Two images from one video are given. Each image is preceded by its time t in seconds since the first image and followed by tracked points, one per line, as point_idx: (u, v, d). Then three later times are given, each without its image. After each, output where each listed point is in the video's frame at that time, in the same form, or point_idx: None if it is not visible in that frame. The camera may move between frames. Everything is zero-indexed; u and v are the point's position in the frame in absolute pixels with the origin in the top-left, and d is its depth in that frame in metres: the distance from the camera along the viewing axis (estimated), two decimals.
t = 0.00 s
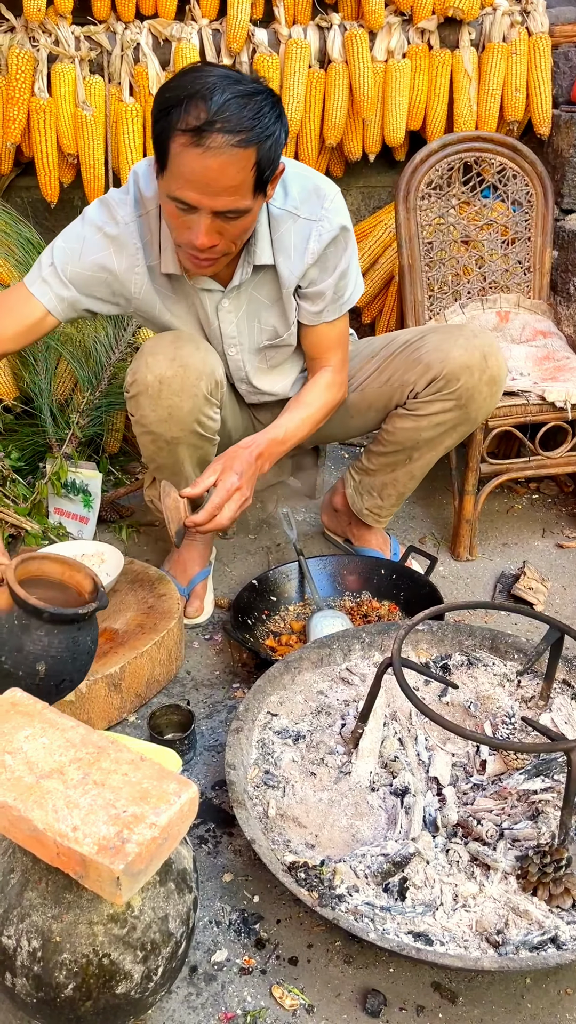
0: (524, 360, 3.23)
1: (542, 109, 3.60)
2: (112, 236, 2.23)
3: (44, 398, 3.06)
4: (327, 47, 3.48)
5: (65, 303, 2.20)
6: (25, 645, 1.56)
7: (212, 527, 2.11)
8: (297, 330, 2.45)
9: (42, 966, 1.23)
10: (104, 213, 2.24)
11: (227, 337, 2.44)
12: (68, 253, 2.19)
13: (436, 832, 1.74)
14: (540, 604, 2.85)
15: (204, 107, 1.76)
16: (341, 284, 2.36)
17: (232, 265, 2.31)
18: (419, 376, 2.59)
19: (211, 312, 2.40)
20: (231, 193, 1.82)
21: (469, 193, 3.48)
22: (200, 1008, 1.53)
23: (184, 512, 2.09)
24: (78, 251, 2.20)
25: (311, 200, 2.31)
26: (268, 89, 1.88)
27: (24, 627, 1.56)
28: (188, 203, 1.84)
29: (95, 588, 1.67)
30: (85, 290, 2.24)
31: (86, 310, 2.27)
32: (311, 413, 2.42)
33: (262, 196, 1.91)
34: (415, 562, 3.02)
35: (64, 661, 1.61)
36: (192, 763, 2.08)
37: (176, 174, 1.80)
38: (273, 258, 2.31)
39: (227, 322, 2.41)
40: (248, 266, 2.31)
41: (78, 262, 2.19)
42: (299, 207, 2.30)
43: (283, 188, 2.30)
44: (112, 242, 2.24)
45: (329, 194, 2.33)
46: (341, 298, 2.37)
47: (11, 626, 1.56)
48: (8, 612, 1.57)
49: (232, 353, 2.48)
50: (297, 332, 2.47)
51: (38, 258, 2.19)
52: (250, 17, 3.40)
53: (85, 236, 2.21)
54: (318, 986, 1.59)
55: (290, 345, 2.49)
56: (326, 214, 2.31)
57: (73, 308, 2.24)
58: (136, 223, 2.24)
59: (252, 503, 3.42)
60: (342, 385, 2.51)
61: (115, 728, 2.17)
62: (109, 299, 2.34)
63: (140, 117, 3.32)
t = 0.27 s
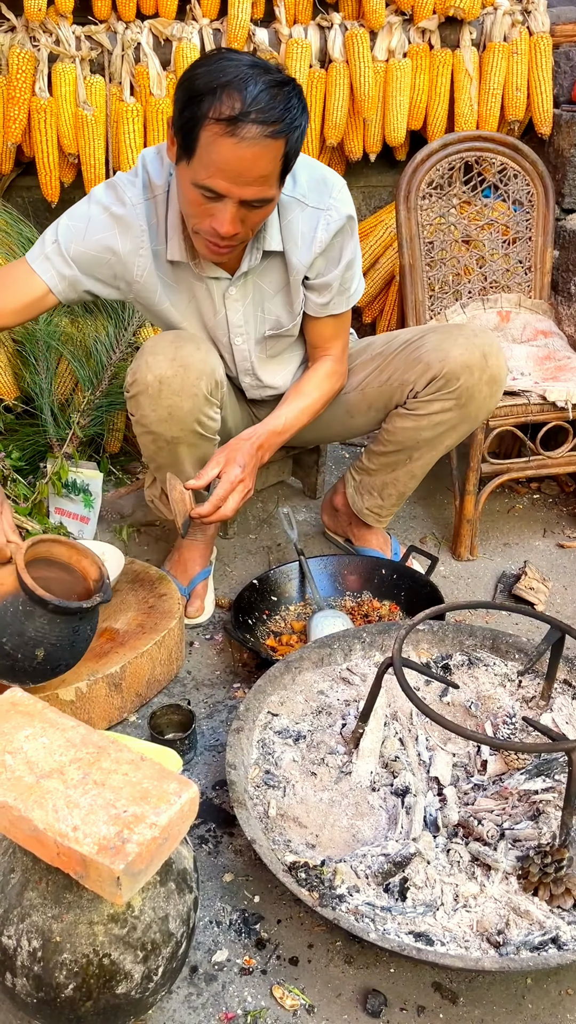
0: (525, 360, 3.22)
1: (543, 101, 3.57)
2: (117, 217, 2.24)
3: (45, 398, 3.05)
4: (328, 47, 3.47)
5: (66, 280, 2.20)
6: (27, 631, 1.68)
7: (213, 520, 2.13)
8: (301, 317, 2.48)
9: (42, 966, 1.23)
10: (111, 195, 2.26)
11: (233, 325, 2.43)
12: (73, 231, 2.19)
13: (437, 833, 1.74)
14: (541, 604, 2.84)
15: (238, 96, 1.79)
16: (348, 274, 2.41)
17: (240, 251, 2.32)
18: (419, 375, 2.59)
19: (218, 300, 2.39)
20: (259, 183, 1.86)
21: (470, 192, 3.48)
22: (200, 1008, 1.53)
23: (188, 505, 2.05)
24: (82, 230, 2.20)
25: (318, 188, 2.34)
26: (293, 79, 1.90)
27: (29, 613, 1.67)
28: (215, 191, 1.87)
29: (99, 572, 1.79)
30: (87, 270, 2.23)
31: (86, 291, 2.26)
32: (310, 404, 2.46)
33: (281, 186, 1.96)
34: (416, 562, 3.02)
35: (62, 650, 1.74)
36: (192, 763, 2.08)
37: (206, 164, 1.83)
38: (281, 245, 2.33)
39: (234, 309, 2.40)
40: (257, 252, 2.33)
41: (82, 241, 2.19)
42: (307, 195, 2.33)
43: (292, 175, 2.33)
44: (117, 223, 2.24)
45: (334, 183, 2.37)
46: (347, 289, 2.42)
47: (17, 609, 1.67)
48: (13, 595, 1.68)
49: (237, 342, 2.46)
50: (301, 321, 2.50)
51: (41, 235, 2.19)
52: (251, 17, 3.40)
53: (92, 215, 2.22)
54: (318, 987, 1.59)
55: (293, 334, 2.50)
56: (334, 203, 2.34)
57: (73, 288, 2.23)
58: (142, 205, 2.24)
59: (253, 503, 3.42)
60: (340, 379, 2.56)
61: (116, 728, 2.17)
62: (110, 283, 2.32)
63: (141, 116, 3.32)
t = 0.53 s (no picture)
0: (525, 360, 3.22)
1: (543, 102, 3.57)
2: (125, 209, 2.23)
3: (45, 398, 3.05)
4: (328, 46, 3.47)
5: (72, 272, 2.20)
6: (45, 629, 1.72)
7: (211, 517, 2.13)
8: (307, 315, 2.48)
9: (41, 966, 1.23)
10: (121, 187, 2.26)
11: (238, 323, 2.42)
12: (81, 221, 2.19)
13: (436, 833, 1.74)
14: (541, 604, 2.84)
15: (261, 97, 1.80)
16: (354, 274, 2.41)
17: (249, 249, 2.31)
18: (419, 375, 2.59)
19: (224, 297, 2.38)
20: (276, 185, 1.87)
21: (470, 192, 3.48)
22: (200, 1008, 1.53)
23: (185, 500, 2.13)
24: (91, 221, 2.20)
25: (327, 187, 2.36)
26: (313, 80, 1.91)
27: (47, 611, 1.71)
28: (232, 189, 1.87)
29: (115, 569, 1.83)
30: (93, 262, 2.23)
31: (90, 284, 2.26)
32: (311, 402, 2.47)
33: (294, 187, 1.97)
34: (416, 562, 3.01)
35: (77, 647, 1.79)
36: (192, 763, 2.08)
37: (226, 163, 1.83)
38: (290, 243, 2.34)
39: (240, 306, 2.40)
40: (266, 249, 2.33)
41: (90, 231, 2.19)
42: (317, 194, 2.34)
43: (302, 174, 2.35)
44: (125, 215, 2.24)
45: (343, 183, 2.39)
46: (353, 289, 2.43)
47: (36, 606, 1.71)
48: (34, 593, 1.71)
49: (243, 339, 2.45)
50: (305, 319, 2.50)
51: (49, 224, 2.18)
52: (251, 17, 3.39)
53: (100, 206, 2.22)
54: (318, 987, 1.59)
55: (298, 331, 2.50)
56: (342, 203, 2.36)
57: (78, 279, 2.23)
58: (150, 199, 2.24)
59: (253, 503, 3.42)
60: (339, 380, 2.56)
61: (116, 728, 2.17)
62: (115, 276, 2.32)
63: (141, 116, 3.32)
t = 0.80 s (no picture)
0: (526, 360, 3.22)
1: (543, 103, 3.56)
2: (134, 208, 2.23)
3: (46, 398, 3.04)
4: (328, 46, 3.47)
5: (80, 269, 2.18)
6: (67, 631, 1.72)
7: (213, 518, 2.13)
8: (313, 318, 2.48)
9: (42, 966, 1.23)
10: (129, 185, 2.25)
11: (244, 323, 2.42)
12: (89, 218, 2.18)
13: (437, 833, 1.74)
14: (542, 604, 2.84)
15: (279, 102, 1.80)
16: (361, 277, 2.42)
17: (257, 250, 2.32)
18: (419, 375, 2.58)
19: (230, 298, 2.38)
20: (289, 190, 1.87)
21: (471, 192, 3.48)
22: (200, 1008, 1.53)
23: (188, 505, 2.04)
24: (100, 219, 2.19)
25: (335, 190, 2.37)
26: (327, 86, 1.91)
27: (71, 615, 1.71)
28: (247, 193, 1.87)
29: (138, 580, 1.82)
30: (101, 259, 2.22)
31: (97, 281, 2.25)
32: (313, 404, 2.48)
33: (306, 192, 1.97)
34: (416, 562, 3.01)
35: (94, 648, 1.80)
36: (193, 763, 2.08)
37: (243, 168, 1.83)
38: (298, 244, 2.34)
39: (246, 307, 2.40)
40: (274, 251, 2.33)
41: (99, 229, 2.18)
42: (325, 196, 2.35)
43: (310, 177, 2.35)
44: (134, 214, 2.23)
45: (351, 187, 2.41)
46: (359, 291, 2.43)
47: (61, 610, 1.70)
48: (60, 596, 1.71)
49: (248, 339, 2.45)
50: (310, 321, 2.50)
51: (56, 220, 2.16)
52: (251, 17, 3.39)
53: (109, 204, 2.21)
54: (319, 987, 1.59)
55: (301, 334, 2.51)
56: (349, 206, 2.37)
57: (86, 276, 2.21)
58: (160, 199, 2.24)
59: (254, 503, 3.42)
60: (341, 383, 2.57)
61: (117, 728, 2.17)
62: (122, 273, 2.31)
63: (142, 117, 3.32)
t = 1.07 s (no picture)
0: (527, 360, 3.22)
1: (544, 102, 3.56)
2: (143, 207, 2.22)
3: (47, 398, 3.03)
4: (329, 47, 3.47)
5: (88, 271, 2.16)
6: (74, 637, 1.73)
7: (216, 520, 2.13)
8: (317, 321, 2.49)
9: (43, 965, 1.23)
10: (137, 185, 2.24)
11: (249, 325, 2.42)
12: (98, 218, 2.16)
13: (438, 832, 1.74)
14: (543, 604, 2.84)
15: (293, 110, 1.79)
16: (366, 280, 2.43)
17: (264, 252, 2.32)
18: (422, 375, 2.59)
19: (236, 300, 2.39)
20: (301, 196, 1.86)
21: (472, 193, 3.48)
22: (201, 1008, 1.53)
23: (193, 505, 2.00)
24: (109, 219, 2.17)
25: (342, 193, 2.36)
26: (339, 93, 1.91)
27: (82, 623, 1.72)
28: (258, 199, 1.87)
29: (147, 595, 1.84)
30: (108, 260, 2.21)
31: (104, 282, 2.24)
32: (316, 406, 2.48)
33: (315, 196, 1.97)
34: (417, 562, 3.01)
35: (97, 654, 1.81)
36: (194, 762, 2.08)
37: (255, 174, 1.82)
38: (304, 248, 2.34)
39: (252, 309, 2.40)
40: (282, 254, 2.33)
41: (107, 229, 2.17)
42: (333, 200, 2.34)
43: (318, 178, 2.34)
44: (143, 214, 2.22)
45: (357, 189, 2.40)
46: (364, 295, 2.44)
47: (71, 617, 1.70)
48: (73, 603, 1.70)
49: (253, 342, 2.46)
50: (315, 324, 2.50)
51: (64, 220, 2.15)
52: (252, 17, 3.40)
53: (118, 203, 2.20)
54: (320, 986, 1.59)
55: (306, 337, 2.51)
56: (356, 209, 2.36)
57: (94, 277, 2.19)
58: (168, 199, 2.24)
59: (255, 503, 3.42)
60: (343, 385, 2.58)
61: (118, 727, 2.17)
62: (128, 274, 2.30)
63: (143, 117, 3.32)
